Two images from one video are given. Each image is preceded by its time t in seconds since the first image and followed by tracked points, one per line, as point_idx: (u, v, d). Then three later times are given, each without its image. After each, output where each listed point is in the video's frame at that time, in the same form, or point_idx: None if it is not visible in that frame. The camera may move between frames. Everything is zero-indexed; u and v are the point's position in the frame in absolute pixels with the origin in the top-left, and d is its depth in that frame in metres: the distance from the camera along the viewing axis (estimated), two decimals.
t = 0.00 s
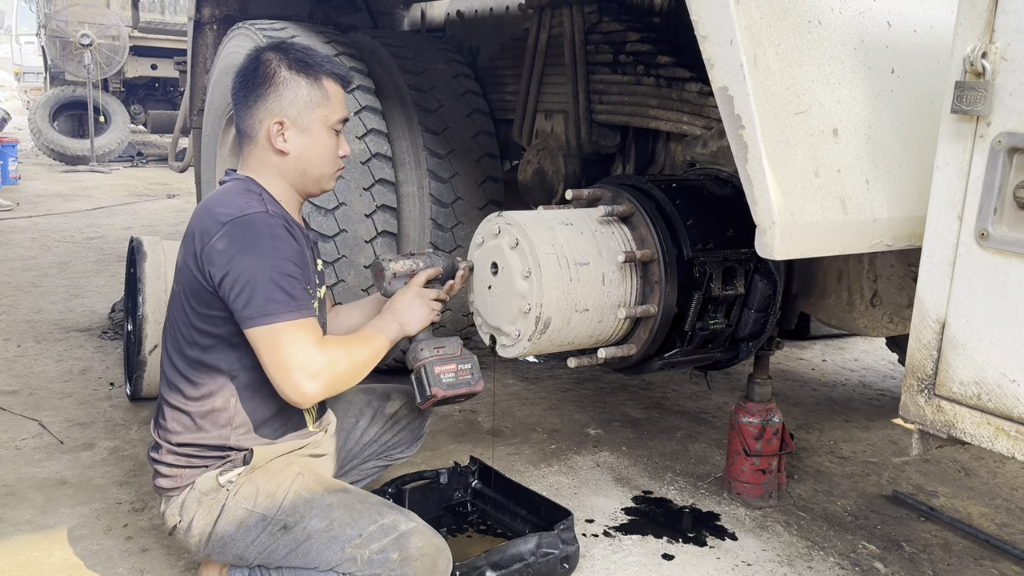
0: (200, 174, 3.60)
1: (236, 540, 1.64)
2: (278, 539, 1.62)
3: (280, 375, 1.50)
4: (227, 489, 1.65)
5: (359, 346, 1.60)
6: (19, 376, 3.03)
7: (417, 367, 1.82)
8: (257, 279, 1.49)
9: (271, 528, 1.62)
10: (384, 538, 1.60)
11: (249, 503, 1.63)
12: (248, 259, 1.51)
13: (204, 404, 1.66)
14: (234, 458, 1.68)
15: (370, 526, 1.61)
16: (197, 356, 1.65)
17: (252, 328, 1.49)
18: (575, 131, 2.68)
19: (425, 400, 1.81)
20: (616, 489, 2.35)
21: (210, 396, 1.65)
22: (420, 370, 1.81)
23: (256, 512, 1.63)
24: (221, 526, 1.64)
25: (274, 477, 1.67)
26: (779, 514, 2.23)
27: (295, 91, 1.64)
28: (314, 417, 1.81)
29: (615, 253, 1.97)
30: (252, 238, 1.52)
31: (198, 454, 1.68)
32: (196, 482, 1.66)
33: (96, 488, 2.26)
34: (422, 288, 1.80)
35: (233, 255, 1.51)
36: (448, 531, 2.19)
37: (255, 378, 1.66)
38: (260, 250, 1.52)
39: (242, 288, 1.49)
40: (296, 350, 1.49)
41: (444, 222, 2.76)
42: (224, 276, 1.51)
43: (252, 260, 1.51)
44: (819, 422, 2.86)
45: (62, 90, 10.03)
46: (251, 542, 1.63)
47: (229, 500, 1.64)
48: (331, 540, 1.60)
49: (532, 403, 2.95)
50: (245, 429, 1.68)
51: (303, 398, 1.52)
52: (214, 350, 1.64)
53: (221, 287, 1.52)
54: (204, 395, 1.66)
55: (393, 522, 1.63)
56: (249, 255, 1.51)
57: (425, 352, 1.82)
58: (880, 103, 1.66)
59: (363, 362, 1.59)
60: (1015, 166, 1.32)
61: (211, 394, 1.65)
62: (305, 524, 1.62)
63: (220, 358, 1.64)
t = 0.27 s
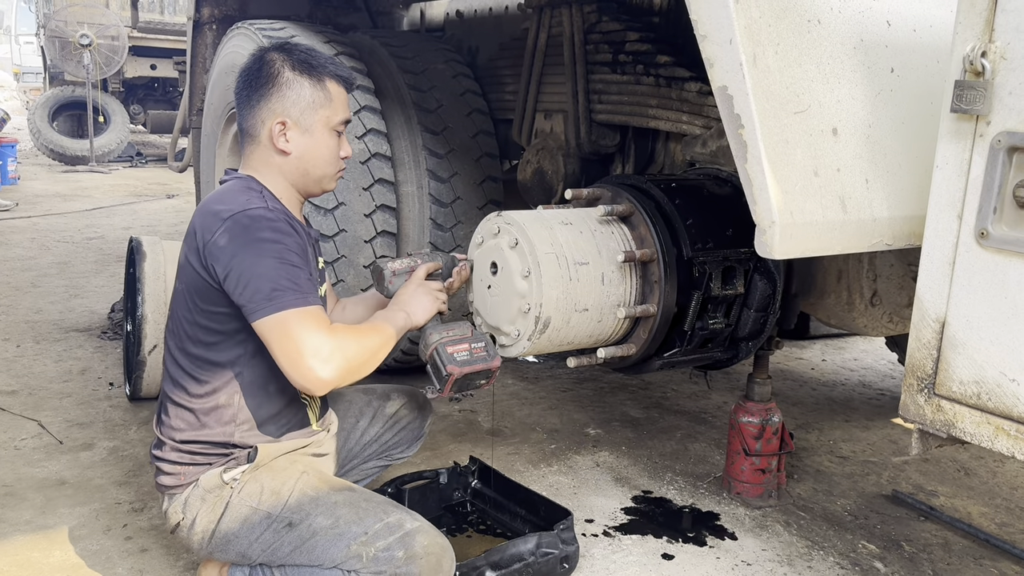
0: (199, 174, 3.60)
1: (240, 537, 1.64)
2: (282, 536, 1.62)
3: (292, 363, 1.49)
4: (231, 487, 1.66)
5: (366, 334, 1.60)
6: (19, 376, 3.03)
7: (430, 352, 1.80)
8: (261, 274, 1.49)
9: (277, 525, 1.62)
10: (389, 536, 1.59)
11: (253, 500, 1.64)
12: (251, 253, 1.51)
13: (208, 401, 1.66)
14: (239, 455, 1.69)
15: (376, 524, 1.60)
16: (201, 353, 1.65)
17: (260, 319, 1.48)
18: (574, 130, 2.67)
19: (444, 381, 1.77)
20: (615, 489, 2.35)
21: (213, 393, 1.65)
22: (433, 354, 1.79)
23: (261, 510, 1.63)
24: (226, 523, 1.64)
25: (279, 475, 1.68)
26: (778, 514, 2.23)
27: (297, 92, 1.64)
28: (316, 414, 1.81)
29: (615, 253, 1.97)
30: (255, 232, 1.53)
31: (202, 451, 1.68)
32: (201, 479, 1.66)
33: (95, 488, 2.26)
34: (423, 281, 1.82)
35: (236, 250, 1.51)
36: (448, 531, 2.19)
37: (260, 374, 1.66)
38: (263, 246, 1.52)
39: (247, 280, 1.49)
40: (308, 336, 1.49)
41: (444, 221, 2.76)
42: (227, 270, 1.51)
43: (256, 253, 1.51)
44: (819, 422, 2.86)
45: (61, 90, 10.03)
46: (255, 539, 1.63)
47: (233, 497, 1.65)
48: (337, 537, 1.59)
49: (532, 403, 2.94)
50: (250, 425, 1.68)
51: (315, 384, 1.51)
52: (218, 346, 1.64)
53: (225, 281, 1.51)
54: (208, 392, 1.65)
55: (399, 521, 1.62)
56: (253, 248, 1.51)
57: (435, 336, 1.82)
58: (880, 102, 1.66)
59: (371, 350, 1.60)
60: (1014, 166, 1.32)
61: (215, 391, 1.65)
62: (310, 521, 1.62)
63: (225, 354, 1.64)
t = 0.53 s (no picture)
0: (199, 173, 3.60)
1: (238, 538, 1.64)
2: (281, 537, 1.62)
3: (290, 368, 1.49)
4: (229, 488, 1.65)
5: (364, 338, 1.60)
6: (18, 376, 3.03)
7: (422, 356, 1.81)
8: (259, 278, 1.49)
9: (274, 526, 1.63)
10: (388, 535, 1.59)
11: (252, 501, 1.64)
12: (249, 258, 1.51)
13: (205, 403, 1.65)
14: (236, 456, 1.68)
15: (373, 524, 1.61)
16: (197, 356, 1.65)
17: (258, 323, 1.48)
18: (574, 130, 2.67)
19: (430, 390, 1.79)
20: (615, 489, 2.35)
21: (210, 395, 1.65)
22: (425, 359, 1.80)
23: (259, 510, 1.64)
24: (223, 524, 1.64)
25: (276, 475, 1.68)
26: (778, 514, 2.23)
27: (294, 91, 1.63)
28: (315, 416, 1.81)
29: (615, 252, 1.97)
30: (252, 236, 1.52)
31: (199, 453, 1.68)
32: (197, 481, 1.66)
33: (95, 488, 2.26)
34: (423, 281, 1.81)
35: (234, 254, 1.51)
36: (448, 531, 2.18)
37: (256, 376, 1.65)
38: (260, 249, 1.51)
39: (245, 285, 1.49)
40: (306, 341, 1.49)
41: (444, 221, 2.76)
42: (224, 275, 1.51)
43: (254, 257, 1.51)
44: (819, 422, 2.86)
45: (61, 89, 10.03)
46: (253, 540, 1.64)
47: (232, 497, 1.65)
48: (335, 537, 1.59)
49: (532, 402, 2.94)
50: (246, 426, 1.67)
51: (314, 388, 1.51)
52: (214, 349, 1.63)
53: (222, 286, 1.51)
54: (204, 394, 1.65)
55: (397, 519, 1.63)
56: (251, 253, 1.51)
57: (428, 341, 1.82)
58: (880, 101, 1.66)
59: (370, 354, 1.60)
60: (1015, 165, 1.32)
61: (211, 393, 1.65)
62: (308, 521, 1.62)
63: (221, 356, 1.64)
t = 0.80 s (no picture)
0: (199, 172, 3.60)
1: (232, 538, 1.64)
2: (273, 536, 1.63)
3: (263, 385, 1.50)
4: (221, 488, 1.65)
5: (341, 354, 1.60)
6: (19, 375, 3.03)
7: (401, 371, 1.82)
8: (251, 285, 1.50)
9: (267, 526, 1.63)
10: (380, 531, 1.60)
11: (243, 502, 1.64)
12: (240, 263, 1.51)
13: (198, 405, 1.66)
14: (228, 456, 1.70)
15: (365, 521, 1.62)
16: (191, 358, 1.65)
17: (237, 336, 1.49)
18: (575, 129, 2.67)
19: (409, 404, 1.80)
20: (615, 488, 2.35)
21: (203, 397, 1.65)
22: (403, 374, 1.81)
23: (251, 510, 1.64)
24: (217, 525, 1.64)
25: (268, 474, 1.68)
26: (779, 513, 2.23)
27: (296, 91, 1.63)
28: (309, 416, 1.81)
29: (615, 251, 1.97)
30: (246, 241, 1.53)
31: (190, 454, 1.69)
32: (190, 482, 1.66)
33: (95, 487, 2.26)
34: (403, 293, 1.80)
35: (227, 258, 1.51)
36: (448, 530, 2.18)
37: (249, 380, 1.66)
38: (254, 255, 1.52)
39: (233, 292, 1.50)
40: (278, 359, 1.49)
41: (444, 221, 2.76)
42: (216, 279, 1.51)
43: (245, 263, 1.51)
44: (819, 421, 2.86)
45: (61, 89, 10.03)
46: (247, 540, 1.64)
47: (224, 498, 1.65)
48: (326, 535, 1.60)
49: (532, 402, 2.94)
50: (238, 428, 1.68)
51: (282, 404, 1.52)
52: (207, 352, 1.64)
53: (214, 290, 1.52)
54: (198, 396, 1.65)
55: (389, 515, 1.64)
56: (243, 259, 1.51)
57: (408, 356, 1.82)
58: (881, 100, 1.66)
59: (345, 370, 1.60)
60: (1016, 163, 1.32)
61: (204, 396, 1.65)
62: (300, 520, 1.62)
63: (213, 359, 1.64)
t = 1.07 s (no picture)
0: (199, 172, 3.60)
1: (231, 538, 1.64)
2: (273, 536, 1.63)
3: (270, 392, 1.52)
4: (220, 487, 1.66)
5: (349, 366, 1.62)
6: (19, 375, 3.03)
7: (413, 391, 1.81)
8: (261, 293, 1.51)
9: (267, 526, 1.63)
10: (380, 531, 1.61)
11: (243, 501, 1.64)
12: (252, 271, 1.52)
13: (199, 406, 1.67)
14: (227, 456, 1.70)
15: (365, 520, 1.62)
16: (193, 359, 1.66)
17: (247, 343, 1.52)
18: (575, 129, 2.67)
19: (420, 423, 1.80)
20: (615, 488, 2.35)
21: (204, 398, 1.67)
22: (416, 393, 1.80)
23: (251, 510, 1.64)
24: (216, 524, 1.64)
25: (267, 474, 1.67)
26: (778, 514, 2.23)
27: (307, 96, 1.64)
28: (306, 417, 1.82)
29: (615, 252, 1.97)
30: (258, 248, 1.54)
31: (190, 452, 1.69)
32: (190, 480, 1.67)
33: (94, 487, 2.26)
34: (418, 309, 1.79)
35: (238, 265, 1.53)
36: (447, 530, 2.18)
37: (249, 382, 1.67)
38: (265, 263, 1.53)
39: (243, 300, 1.52)
40: (285, 368, 1.52)
41: (444, 221, 2.76)
42: (227, 285, 1.53)
43: (257, 271, 1.53)
44: (819, 421, 2.86)
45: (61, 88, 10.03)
46: (247, 540, 1.64)
47: (223, 498, 1.65)
48: (326, 535, 1.61)
49: (532, 402, 2.94)
50: (237, 428, 1.69)
51: (289, 413, 1.54)
52: (210, 354, 1.65)
53: (223, 296, 1.53)
54: (199, 397, 1.67)
55: (389, 514, 1.64)
56: (254, 267, 1.53)
57: (420, 374, 1.82)
58: (880, 100, 1.66)
59: (353, 382, 1.62)
60: (1015, 164, 1.32)
61: (206, 397, 1.67)
62: (300, 520, 1.62)
63: (216, 362, 1.65)
